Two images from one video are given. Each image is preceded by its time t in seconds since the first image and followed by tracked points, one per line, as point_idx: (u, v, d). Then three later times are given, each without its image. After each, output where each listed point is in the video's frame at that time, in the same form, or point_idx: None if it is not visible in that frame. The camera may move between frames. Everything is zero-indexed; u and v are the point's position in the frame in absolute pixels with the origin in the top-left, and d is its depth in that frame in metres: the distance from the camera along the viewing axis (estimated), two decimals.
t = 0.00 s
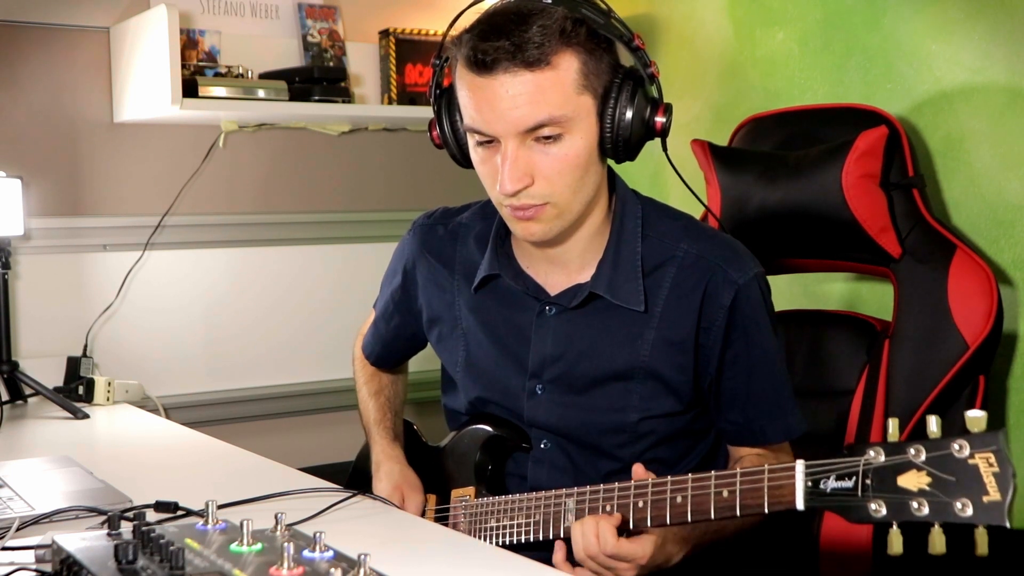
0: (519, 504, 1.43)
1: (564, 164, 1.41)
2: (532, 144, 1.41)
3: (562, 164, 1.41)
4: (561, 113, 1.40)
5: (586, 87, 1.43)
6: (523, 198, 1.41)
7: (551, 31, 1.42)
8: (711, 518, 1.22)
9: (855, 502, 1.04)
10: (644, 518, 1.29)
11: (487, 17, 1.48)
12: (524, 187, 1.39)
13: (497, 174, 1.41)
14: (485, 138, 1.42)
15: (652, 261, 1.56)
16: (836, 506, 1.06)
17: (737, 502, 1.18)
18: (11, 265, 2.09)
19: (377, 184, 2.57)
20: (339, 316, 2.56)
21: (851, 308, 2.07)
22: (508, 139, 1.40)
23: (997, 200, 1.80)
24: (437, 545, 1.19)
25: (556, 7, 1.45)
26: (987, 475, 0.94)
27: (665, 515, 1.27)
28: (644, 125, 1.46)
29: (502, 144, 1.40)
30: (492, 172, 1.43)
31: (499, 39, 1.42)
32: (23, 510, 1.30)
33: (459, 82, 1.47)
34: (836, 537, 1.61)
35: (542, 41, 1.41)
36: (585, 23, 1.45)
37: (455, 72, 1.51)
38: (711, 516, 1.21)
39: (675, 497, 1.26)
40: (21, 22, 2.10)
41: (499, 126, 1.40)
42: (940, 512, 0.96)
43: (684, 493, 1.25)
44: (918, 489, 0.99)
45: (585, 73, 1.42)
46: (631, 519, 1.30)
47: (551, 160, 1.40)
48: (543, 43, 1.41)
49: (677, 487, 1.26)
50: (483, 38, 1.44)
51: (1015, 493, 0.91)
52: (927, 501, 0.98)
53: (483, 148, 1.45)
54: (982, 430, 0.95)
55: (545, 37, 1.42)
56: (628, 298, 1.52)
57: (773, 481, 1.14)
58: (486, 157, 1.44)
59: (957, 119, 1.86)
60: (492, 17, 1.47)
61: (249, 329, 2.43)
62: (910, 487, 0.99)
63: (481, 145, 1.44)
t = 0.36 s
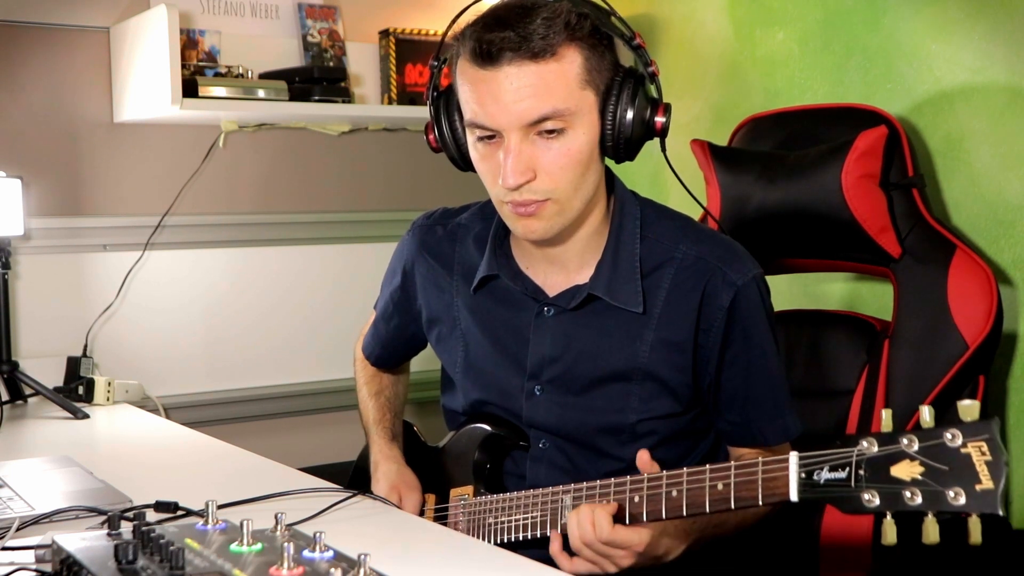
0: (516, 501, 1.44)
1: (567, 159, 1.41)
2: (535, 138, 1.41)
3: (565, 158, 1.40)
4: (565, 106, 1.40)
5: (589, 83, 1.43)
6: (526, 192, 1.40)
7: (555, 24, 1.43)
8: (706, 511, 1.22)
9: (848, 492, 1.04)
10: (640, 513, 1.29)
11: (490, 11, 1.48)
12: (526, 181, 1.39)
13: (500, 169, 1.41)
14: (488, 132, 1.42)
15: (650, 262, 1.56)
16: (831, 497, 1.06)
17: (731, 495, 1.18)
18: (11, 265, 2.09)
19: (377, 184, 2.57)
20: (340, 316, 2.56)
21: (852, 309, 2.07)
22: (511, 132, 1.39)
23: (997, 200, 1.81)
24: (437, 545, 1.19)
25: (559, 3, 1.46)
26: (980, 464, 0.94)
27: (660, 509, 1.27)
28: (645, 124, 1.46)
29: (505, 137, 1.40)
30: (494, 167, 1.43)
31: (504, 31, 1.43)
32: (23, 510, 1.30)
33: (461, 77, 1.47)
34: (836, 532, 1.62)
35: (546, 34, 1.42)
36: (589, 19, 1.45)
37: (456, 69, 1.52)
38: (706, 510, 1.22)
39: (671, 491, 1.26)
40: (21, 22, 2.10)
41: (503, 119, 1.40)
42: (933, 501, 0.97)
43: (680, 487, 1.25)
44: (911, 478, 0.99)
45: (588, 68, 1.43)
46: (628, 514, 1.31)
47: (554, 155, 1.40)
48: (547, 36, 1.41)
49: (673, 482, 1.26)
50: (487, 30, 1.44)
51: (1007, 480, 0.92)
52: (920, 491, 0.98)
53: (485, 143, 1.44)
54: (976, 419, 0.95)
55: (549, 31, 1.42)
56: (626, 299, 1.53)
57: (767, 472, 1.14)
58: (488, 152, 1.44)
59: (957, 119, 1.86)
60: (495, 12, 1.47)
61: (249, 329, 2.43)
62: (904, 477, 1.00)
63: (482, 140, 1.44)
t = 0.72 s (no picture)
0: (513, 501, 1.43)
1: (568, 154, 1.41)
2: (537, 134, 1.41)
3: (566, 154, 1.40)
4: (567, 101, 1.40)
5: (590, 79, 1.43)
6: (528, 188, 1.40)
7: (557, 20, 1.43)
8: (704, 510, 1.21)
9: (846, 489, 1.03)
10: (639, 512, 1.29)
11: (491, 8, 1.48)
12: (528, 176, 1.39)
13: (501, 164, 1.41)
14: (489, 128, 1.42)
15: (649, 262, 1.56)
16: (828, 495, 1.05)
17: (730, 493, 1.18)
18: (11, 265, 2.09)
19: (377, 184, 2.57)
20: (340, 316, 2.56)
21: (851, 308, 2.07)
22: (513, 127, 1.39)
23: (997, 200, 1.80)
24: (438, 546, 1.19)
25: None
26: (977, 460, 0.94)
27: (659, 508, 1.27)
28: (645, 122, 1.46)
29: (507, 133, 1.40)
30: (495, 163, 1.42)
31: (506, 27, 1.43)
32: (23, 510, 1.30)
33: (462, 73, 1.47)
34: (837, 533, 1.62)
35: (548, 29, 1.42)
36: (590, 15, 1.45)
37: (456, 66, 1.51)
38: (705, 508, 1.21)
39: (669, 490, 1.26)
40: (21, 22, 2.10)
41: (505, 114, 1.40)
42: (931, 498, 0.97)
43: (678, 485, 1.25)
44: (909, 476, 0.99)
45: (590, 64, 1.43)
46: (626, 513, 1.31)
47: (556, 150, 1.40)
48: (549, 32, 1.41)
49: (671, 480, 1.26)
50: (489, 26, 1.44)
51: (1005, 477, 0.91)
52: (918, 488, 0.98)
53: (486, 139, 1.44)
54: (973, 414, 0.93)
55: (551, 27, 1.42)
56: (624, 298, 1.52)
57: (765, 469, 1.14)
58: (489, 149, 1.44)
59: (957, 119, 1.86)
60: (496, 9, 1.47)
61: (249, 328, 2.43)
62: (901, 474, 0.99)
63: (484, 136, 1.44)
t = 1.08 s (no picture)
0: (516, 503, 1.43)
1: (568, 158, 1.41)
2: (537, 138, 1.41)
3: (566, 158, 1.41)
4: (567, 106, 1.40)
5: (589, 83, 1.43)
6: (528, 192, 1.40)
7: (557, 25, 1.42)
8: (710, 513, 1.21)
9: (854, 494, 1.04)
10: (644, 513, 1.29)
11: (490, 11, 1.48)
12: (529, 181, 1.39)
13: (501, 169, 1.41)
14: (489, 133, 1.42)
15: (647, 261, 1.56)
16: (836, 500, 1.05)
17: (737, 497, 1.17)
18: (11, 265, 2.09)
19: (377, 184, 2.57)
20: (340, 316, 2.56)
21: (851, 308, 2.07)
22: (513, 132, 1.39)
23: (997, 200, 1.80)
24: (438, 546, 1.19)
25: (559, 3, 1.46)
26: (986, 468, 0.94)
27: (664, 511, 1.27)
28: (642, 124, 1.46)
29: (507, 138, 1.40)
30: (495, 167, 1.42)
31: (506, 32, 1.42)
32: (23, 510, 1.30)
33: (461, 77, 1.46)
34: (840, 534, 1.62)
35: (548, 33, 1.42)
36: (590, 19, 1.45)
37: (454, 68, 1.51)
38: (710, 512, 1.21)
39: (674, 493, 1.26)
40: (21, 22, 2.10)
41: (505, 118, 1.40)
42: (939, 505, 0.97)
43: (684, 489, 1.25)
44: (917, 482, 0.99)
45: (589, 68, 1.43)
46: (631, 516, 1.30)
47: (555, 155, 1.40)
48: (549, 36, 1.41)
49: (676, 483, 1.26)
50: (489, 31, 1.44)
51: (1013, 485, 0.92)
52: (926, 495, 0.98)
53: (486, 143, 1.44)
54: (981, 423, 0.95)
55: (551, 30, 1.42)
56: (622, 297, 1.53)
57: (772, 475, 1.13)
58: (489, 152, 1.44)
59: (957, 119, 1.86)
60: (496, 12, 1.47)
61: (249, 329, 2.43)
62: (909, 480, 1.00)
63: (484, 141, 1.44)
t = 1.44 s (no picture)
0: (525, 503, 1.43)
1: (559, 158, 1.41)
2: (528, 138, 1.41)
3: (556, 158, 1.41)
4: (556, 106, 1.40)
5: (579, 83, 1.43)
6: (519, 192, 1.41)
7: (545, 27, 1.43)
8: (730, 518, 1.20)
9: (873, 501, 1.03)
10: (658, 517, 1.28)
11: (480, 14, 1.49)
12: (519, 181, 1.39)
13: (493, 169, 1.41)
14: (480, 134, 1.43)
15: (643, 258, 1.57)
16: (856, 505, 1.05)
17: (755, 502, 1.17)
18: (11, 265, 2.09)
19: (377, 184, 2.57)
20: (339, 316, 2.56)
21: (851, 308, 2.07)
22: (503, 133, 1.40)
23: (997, 200, 1.80)
24: (438, 546, 1.19)
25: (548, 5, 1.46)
26: (1008, 476, 0.95)
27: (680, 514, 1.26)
28: (634, 122, 1.46)
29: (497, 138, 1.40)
30: (487, 168, 1.43)
31: (494, 34, 1.43)
32: (23, 510, 1.30)
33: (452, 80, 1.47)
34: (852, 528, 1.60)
35: (536, 34, 1.42)
36: (579, 20, 1.45)
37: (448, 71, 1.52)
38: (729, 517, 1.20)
39: (690, 496, 1.25)
40: (22, 22, 2.10)
41: (494, 119, 1.40)
42: (961, 511, 0.97)
43: (700, 492, 1.24)
44: (938, 489, 0.99)
45: (578, 68, 1.43)
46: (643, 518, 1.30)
47: (546, 154, 1.40)
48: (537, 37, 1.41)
49: (691, 486, 1.26)
50: (478, 33, 1.44)
51: None
52: (948, 501, 0.98)
53: (478, 144, 1.44)
54: (1001, 430, 0.96)
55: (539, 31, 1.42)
56: (620, 294, 1.53)
57: (791, 479, 1.14)
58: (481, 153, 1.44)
59: (957, 119, 1.86)
60: (487, 14, 1.47)
61: (248, 329, 2.43)
62: (929, 487, 0.99)
63: (475, 142, 1.44)
